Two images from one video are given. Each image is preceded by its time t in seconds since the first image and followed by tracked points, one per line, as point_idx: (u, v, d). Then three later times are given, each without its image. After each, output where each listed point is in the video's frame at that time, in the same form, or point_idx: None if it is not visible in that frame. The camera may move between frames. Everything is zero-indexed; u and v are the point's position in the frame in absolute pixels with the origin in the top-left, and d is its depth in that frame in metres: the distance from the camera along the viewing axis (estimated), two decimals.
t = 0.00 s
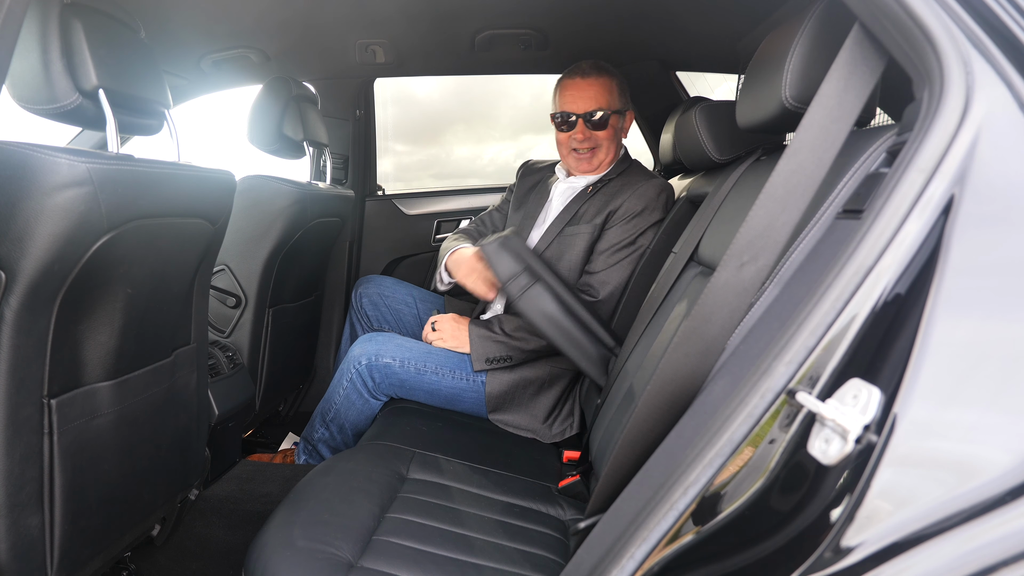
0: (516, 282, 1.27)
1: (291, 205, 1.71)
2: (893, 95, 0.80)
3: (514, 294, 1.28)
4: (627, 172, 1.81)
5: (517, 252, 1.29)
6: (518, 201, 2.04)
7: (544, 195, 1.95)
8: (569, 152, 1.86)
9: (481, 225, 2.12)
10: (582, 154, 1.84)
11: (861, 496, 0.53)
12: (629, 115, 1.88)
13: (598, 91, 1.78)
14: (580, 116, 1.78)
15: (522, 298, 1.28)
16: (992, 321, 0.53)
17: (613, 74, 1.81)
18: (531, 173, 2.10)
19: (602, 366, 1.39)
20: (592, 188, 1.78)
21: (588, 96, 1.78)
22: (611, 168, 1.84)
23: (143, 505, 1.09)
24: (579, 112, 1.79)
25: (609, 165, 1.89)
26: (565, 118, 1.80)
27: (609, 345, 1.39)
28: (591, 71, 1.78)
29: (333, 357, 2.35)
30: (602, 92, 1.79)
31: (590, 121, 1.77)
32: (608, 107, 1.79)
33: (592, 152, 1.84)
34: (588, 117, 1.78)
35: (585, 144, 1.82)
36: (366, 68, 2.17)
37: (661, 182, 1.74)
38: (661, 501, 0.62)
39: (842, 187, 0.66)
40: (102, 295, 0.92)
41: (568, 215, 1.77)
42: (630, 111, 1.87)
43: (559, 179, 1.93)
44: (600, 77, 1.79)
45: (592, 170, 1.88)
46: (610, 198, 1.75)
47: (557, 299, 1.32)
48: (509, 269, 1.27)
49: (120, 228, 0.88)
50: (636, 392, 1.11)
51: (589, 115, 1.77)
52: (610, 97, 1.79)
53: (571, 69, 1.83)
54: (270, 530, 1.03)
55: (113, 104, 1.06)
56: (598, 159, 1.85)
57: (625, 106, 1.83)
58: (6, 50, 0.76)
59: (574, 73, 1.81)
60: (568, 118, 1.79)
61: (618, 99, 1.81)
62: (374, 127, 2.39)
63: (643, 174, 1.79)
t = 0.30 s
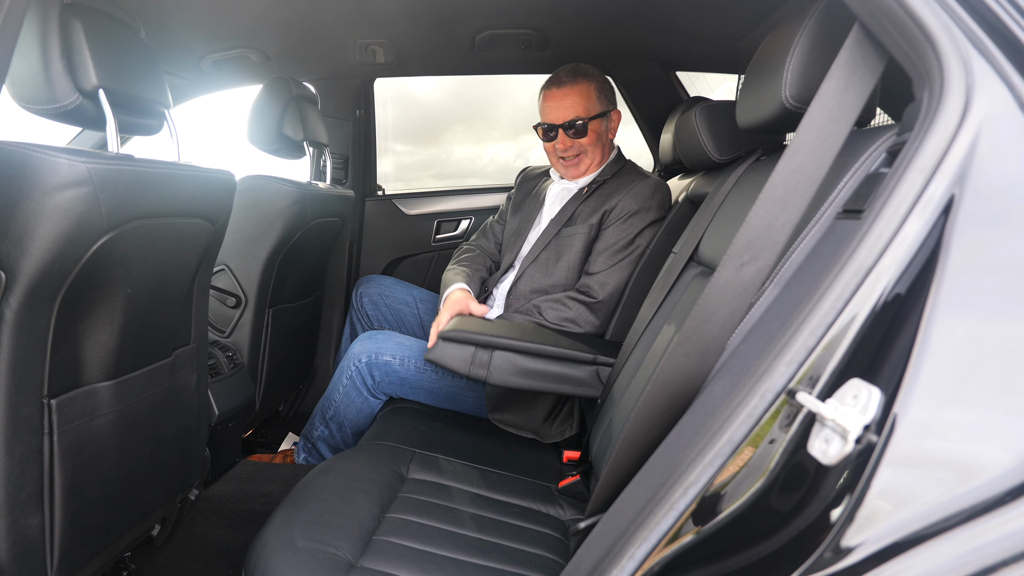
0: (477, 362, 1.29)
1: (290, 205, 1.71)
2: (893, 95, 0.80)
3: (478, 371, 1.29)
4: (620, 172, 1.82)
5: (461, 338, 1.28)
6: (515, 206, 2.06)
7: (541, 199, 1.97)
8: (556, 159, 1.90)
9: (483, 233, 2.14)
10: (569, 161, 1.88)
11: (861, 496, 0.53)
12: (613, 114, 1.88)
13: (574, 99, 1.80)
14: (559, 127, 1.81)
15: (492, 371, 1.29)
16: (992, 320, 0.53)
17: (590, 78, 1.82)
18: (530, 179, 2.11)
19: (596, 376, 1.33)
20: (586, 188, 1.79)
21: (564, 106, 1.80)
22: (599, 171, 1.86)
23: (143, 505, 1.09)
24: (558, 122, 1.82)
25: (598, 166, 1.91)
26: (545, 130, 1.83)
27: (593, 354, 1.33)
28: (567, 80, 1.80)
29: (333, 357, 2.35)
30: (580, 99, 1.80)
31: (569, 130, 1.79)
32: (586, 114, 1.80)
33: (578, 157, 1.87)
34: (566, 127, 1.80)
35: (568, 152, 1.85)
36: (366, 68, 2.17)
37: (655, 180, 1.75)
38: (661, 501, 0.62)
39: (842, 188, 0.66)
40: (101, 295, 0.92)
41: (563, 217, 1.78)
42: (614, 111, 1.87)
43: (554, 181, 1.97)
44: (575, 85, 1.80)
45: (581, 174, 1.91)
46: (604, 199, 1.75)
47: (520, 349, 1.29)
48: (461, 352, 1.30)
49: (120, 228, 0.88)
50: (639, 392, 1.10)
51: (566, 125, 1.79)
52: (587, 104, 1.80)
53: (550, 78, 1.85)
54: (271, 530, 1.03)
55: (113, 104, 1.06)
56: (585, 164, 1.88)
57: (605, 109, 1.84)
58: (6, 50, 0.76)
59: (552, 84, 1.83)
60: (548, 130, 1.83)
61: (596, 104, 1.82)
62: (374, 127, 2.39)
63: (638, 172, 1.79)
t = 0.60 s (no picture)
0: (475, 375, 1.29)
1: (291, 205, 1.71)
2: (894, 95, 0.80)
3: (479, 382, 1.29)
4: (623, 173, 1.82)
5: (457, 351, 1.28)
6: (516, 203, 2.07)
7: (541, 198, 1.98)
8: (559, 156, 1.91)
9: (484, 230, 2.15)
10: (571, 159, 1.88)
11: (861, 496, 0.53)
12: (618, 114, 1.88)
13: (579, 97, 1.80)
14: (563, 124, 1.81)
15: (491, 383, 1.29)
16: (993, 320, 0.53)
17: (596, 77, 1.81)
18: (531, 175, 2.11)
19: (596, 378, 1.34)
20: (589, 188, 1.79)
21: (569, 103, 1.80)
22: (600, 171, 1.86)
23: (143, 505, 1.09)
24: (562, 119, 1.82)
25: (600, 166, 1.91)
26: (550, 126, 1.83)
27: (591, 357, 1.32)
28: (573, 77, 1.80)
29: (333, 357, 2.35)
30: (585, 97, 1.80)
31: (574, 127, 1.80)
32: (591, 112, 1.80)
33: (580, 156, 1.87)
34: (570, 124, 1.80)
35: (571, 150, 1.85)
36: (366, 68, 2.17)
37: (657, 180, 1.74)
38: (661, 501, 0.62)
39: (842, 187, 0.66)
40: (102, 295, 0.92)
41: (564, 216, 1.78)
42: (619, 110, 1.87)
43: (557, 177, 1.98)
44: (582, 82, 1.80)
45: (582, 173, 1.91)
46: (606, 199, 1.75)
47: (519, 358, 1.29)
48: (461, 365, 1.29)
49: (120, 228, 0.88)
50: (639, 392, 1.10)
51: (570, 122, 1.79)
52: (592, 102, 1.80)
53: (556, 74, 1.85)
54: (271, 530, 1.03)
55: (113, 104, 1.06)
56: (586, 163, 1.88)
57: (610, 108, 1.84)
58: (6, 51, 0.76)
59: (557, 80, 1.83)
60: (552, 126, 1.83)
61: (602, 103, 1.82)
62: (374, 127, 2.39)
63: (640, 173, 1.80)
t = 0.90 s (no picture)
0: (475, 374, 1.29)
1: (291, 205, 1.71)
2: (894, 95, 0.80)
3: (479, 382, 1.29)
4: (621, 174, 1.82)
5: (457, 351, 1.28)
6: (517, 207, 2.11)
7: (541, 198, 1.98)
8: (564, 150, 1.91)
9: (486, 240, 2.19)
10: (575, 153, 1.89)
11: (861, 496, 0.53)
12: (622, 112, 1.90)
13: (588, 90, 1.82)
14: (570, 116, 1.83)
15: (491, 382, 1.29)
16: (993, 320, 0.53)
17: (603, 73, 1.83)
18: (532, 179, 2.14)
19: (596, 378, 1.34)
20: (587, 188, 1.80)
21: (578, 96, 1.82)
22: (603, 167, 1.87)
23: (143, 505, 1.09)
24: (569, 111, 1.84)
25: (603, 162, 1.92)
26: (557, 118, 1.84)
27: (591, 357, 1.32)
28: (581, 70, 1.82)
29: (333, 357, 2.35)
30: (592, 90, 1.82)
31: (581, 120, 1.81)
32: (598, 105, 1.82)
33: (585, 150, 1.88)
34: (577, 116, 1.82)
35: (577, 143, 1.86)
36: (366, 68, 2.17)
37: (654, 179, 1.74)
38: (661, 501, 0.62)
39: (842, 187, 0.66)
40: (101, 295, 0.92)
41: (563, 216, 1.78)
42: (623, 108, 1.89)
43: (558, 176, 1.98)
44: (590, 75, 1.82)
45: (586, 169, 1.92)
46: (604, 199, 1.75)
47: (520, 358, 1.29)
48: (461, 365, 1.29)
49: (120, 228, 0.88)
50: (639, 391, 1.10)
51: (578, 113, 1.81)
52: (599, 95, 1.81)
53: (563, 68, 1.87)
54: (271, 530, 1.03)
55: (113, 104, 1.06)
56: (591, 157, 1.89)
57: (616, 104, 1.86)
58: (6, 51, 0.76)
59: (564, 74, 1.84)
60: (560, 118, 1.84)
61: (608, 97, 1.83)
62: (374, 127, 2.39)
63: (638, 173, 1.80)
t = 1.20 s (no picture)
0: (475, 374, 1.29)
1: (291, 205, 1.71)
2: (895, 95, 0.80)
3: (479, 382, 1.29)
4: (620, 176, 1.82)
5: (457, 351, 1.28)
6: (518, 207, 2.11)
7: (541, 198, 1.99)
8: (563, 153, 1.91)
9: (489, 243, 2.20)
10: (575, 156, 1.88)
11: (861, 496, 0.53)
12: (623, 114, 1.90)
13: (587, 93, 1.81)
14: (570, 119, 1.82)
15: (491, 383, 1.29)
16: (993, 320, 0.53)
17: (604, 75, 1.83)
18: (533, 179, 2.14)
19: (596, 378, 1.33)
20: (586, 189, 1.80)
21: (577, 99, 1.81)
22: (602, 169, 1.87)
23: (143, 505, 1.09)
24: (568, 114, 1.83)
25: (603, 166, 1.91)
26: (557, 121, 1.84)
27: (591, 357, 1.32)
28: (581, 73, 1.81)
29: (333, 357, 2.35)
30: (592, 93, 1.81)
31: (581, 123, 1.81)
32: (598, 109, 1.82)
33: (585, 154, 1.87)
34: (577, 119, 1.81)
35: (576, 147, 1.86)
36: (366, 68, 2.17)
37: (654, 181, 1.74)
38: (661, 501, 0.62)
39: (842, 187, 0.66)
40: (101, 295, 0.92)
41: (562, 218, 1.78)
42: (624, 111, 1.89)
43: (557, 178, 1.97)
44: (590, 79, 1.81)
45: (585, 172, 1.91)
46: (604, 201, 1.76)
47: (520, 357, 1.29)
48: (461, 365, 1.29)
49: (120, 228, 0.88)
50: (639, 391, 1.10)
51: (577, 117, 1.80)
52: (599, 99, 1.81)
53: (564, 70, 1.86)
54: (271, 530, 1.03)
55: (113, 103, 1.06)
56: (591, 161, 1.88)
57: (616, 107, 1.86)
58: (6, 51, 0.76)
59: (565, 77, 1.84)
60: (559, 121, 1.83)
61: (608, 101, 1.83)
62: (374, 127, 2.39)
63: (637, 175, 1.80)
